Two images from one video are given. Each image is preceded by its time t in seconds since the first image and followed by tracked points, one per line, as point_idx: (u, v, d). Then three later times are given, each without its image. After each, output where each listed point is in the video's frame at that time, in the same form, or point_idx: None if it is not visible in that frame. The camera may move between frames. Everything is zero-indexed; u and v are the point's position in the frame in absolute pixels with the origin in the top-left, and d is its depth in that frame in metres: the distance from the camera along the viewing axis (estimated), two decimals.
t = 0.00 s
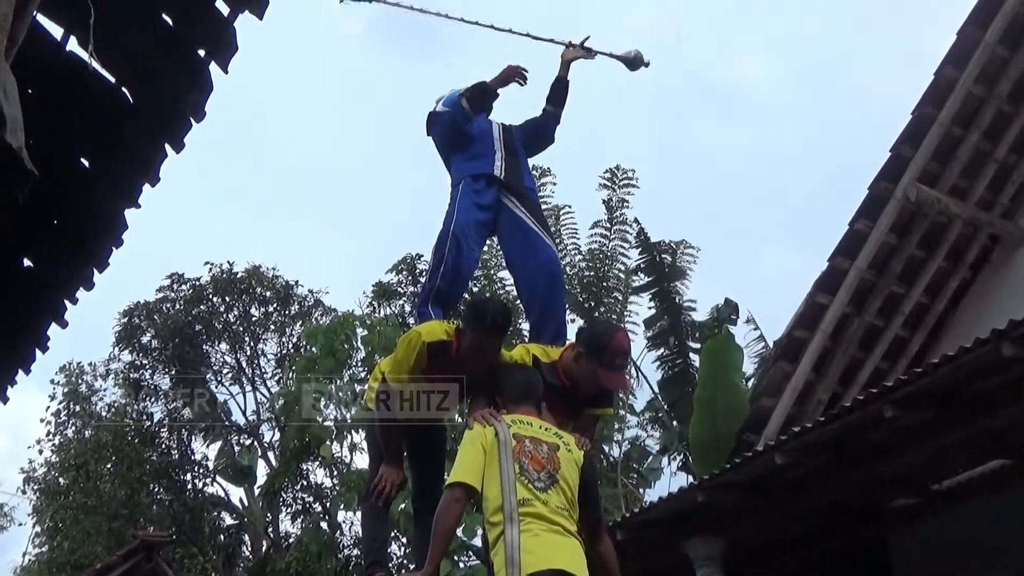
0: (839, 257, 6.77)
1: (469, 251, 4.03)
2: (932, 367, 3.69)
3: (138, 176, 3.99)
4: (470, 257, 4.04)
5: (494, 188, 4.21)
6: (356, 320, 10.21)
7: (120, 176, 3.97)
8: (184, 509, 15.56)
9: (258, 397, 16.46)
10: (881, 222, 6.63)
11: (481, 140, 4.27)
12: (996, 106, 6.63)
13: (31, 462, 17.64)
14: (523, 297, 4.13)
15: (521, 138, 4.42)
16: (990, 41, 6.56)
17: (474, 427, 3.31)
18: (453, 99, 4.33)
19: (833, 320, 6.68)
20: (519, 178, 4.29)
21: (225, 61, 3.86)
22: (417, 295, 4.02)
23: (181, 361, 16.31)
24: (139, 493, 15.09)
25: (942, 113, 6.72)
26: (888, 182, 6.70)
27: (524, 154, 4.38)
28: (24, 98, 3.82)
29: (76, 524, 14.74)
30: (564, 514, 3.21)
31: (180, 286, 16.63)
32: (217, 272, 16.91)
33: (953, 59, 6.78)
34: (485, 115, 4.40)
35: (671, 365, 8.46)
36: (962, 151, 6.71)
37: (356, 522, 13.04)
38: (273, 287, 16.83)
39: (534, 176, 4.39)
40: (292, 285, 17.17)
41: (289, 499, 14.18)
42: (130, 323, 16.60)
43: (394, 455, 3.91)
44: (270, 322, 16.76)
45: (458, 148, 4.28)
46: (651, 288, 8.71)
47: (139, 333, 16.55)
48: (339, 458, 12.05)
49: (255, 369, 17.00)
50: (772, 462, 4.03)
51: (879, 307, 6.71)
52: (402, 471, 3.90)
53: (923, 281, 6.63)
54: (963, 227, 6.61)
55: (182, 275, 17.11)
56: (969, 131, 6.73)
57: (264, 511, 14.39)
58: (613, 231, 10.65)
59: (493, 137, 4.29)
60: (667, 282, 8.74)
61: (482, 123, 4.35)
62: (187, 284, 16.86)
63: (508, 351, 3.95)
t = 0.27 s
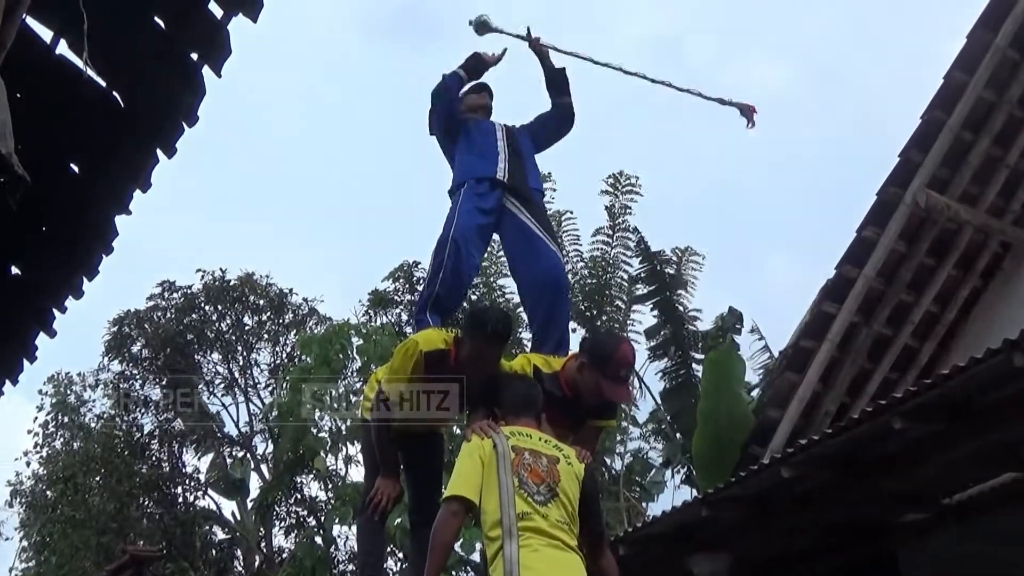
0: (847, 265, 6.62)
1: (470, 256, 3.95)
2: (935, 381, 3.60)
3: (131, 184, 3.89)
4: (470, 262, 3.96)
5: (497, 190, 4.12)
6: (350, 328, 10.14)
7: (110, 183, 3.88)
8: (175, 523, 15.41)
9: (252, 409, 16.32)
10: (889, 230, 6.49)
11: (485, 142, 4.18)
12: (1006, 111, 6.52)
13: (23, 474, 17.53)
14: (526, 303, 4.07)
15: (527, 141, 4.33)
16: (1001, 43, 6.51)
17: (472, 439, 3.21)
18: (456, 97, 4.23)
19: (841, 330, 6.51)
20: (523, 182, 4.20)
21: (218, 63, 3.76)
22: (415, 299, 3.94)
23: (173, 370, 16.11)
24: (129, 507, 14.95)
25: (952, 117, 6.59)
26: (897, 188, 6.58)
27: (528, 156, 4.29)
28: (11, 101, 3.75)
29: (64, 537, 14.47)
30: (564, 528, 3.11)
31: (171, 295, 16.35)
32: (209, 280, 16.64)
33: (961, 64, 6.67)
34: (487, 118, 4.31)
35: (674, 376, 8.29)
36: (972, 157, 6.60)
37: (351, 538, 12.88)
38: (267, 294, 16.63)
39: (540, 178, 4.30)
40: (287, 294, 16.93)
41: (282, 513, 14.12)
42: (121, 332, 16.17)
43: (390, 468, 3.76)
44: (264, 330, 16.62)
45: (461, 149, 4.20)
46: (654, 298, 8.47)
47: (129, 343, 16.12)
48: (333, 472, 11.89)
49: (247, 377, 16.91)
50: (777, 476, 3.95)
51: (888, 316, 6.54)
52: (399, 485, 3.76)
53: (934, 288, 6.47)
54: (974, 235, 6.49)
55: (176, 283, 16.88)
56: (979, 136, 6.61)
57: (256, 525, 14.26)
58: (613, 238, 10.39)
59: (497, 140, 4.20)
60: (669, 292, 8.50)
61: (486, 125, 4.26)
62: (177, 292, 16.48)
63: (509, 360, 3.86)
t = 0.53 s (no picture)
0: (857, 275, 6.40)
1: (473, 266, 3.88)
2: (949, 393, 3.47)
3: (120, 191, 3.77)
4: (473, 271, 3.89)
5: (501, 196, 4.03)
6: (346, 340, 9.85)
7: (98, 190, 3.76)
8: (164, 540, 15.27)
9: (244, 421, 16.10)
10: (899, 239, 6.21)
11: (492, 147, 4.10)
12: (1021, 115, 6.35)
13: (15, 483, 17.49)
14: (530, 312, 4.02)
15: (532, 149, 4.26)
16: (1014, 46, 6.11)
17: (471, 453, 3.09)
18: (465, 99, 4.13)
19: (850, 341, 6.31)
20: (527, 189, 4.12)
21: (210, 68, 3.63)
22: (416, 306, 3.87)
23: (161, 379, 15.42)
24: (117, 524, 14.87)
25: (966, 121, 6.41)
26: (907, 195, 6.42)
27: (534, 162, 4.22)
28: None
29: (50, 554, 14.63)
30: (565, 546, 3.00)
31: (160, 302, 15.82)
32: (201, 288, 16.07)
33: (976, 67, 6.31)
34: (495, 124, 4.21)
35: (677, 388, 8.09)
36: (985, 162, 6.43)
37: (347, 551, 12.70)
38: (259, 304, 15.98)
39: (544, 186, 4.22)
40: (281, 302, 16.29)
41: (273, 530, 14.03)
42: (108, 342, 15.67)
43: (387, 481, 3.65)
44: (255, 342, 15.95)
45: (467, 154, 4.10)
46: (657, 309, 8.21)
47: (116, 353, 15.63)
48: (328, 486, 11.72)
49: (240, 390, 16.27)
50: (786, 492, 3.83)
51: (899, 326, 6.29)
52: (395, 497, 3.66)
53: (944, 300, 6.16)
54: (988, 244, 6.12)
55: (166, 291, 16.34)
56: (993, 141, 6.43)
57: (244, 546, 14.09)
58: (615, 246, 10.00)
59: (503, 145, 4.12)
60: (672, 303, 8.21)
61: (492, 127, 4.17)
62: (167, 300, 16.05)
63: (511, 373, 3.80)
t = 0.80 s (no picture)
0: (867, 284, 6.17)
1: (467, 273, 3.96)
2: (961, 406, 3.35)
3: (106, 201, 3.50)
4: (468, 277, 3.97)
5: (496, 203, 4.12)
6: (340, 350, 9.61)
7: (84, 201, 3.48)
8: (152, 556, 15.10)
9: (234, 434, 15.95)
10: (911, 248, 6.00)
11: (486, 155, 4.18)
12: None
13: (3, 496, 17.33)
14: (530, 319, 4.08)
15: (533, 154, 4.33)
16: None
17: (469, 467, 2.97)
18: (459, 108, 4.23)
19: (859, 352, 6.11)
20: (525, 195, 4.20)
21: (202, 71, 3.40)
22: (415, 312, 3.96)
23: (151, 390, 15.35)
24: (104, 540, 14.69)
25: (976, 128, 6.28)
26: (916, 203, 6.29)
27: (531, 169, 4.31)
28: None
29: (34, 570, 14.14)
30: (565, 564, 2.90)
31: (151, 312, 15.73)
32: (191, 298, 15.94)
33: (987, 70, 6.15)
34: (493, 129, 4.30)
35: (681, 402, 7.78)
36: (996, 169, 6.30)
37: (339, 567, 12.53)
38: (250, 314, 15.83)
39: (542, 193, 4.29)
40: (273, 312, 16.11)
41: (266, 547, 13.78)
42: (96, 352, 15.70)
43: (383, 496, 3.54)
44: (246, 352, 15.79)
45: (462, 161, 4.21)
46: (658, 320, 7.90)
47: (105, 364, 15.64)
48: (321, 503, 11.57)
49: (231, 403, 16.06)
50: (793, 509, 3.72)
51: (909, 337, 6.09)
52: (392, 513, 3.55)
53: (956, 312, 5.99)
54: (1001, 251, 5.96)
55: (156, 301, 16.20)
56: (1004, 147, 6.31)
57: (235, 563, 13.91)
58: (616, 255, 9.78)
59: (499, 152, 4.20)
60: (676, 314, 7.90)
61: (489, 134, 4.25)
62: (158, 310, 15.93)
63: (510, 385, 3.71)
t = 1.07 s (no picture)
0: (873, 292, 6.00)
1: (466, 279, 3.91)
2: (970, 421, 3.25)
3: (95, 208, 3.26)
4: (468, 286, 3.93)
5: (495, 209, 4.08)
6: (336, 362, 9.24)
7: (73, 207, 3.25)
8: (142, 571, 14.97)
9: (228, 446, 15.80)
10: (920, 256, 5.83)
11: (482, 161, 4.14)
12: None
13: None
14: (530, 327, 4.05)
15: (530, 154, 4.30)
16: None
17: (470, 480, 2.87)
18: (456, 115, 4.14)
19: (868, 363, 5.95)
20: (524, 198, 4.16)
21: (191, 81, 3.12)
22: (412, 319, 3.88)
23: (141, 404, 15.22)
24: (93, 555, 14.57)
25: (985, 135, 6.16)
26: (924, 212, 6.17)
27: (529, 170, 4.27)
28: None
29: None
30: None
31: (142, 322, 15.56)
32: (182, 307, 15.77)
33: (997, 75, 6.00)
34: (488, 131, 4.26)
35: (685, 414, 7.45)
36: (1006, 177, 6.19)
37: None
38: (243, 323, 15.63)
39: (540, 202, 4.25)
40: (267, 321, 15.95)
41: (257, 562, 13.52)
42: (85, 363, 15.55)
43: (379, 508, 3.46)
44: (239, 363, 15.52)
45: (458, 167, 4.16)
46: (662, 329, 7.51)
47: (93, 375, 15.48)
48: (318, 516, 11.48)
49: (223, 415, 15.90)
50: (801, 523, 3.64)
51: (919, 347, 5.94)
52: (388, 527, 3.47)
53: (966, 322, 5.84)
54: (1011, 258, 5.78)
55: (146, 309, 16.06)
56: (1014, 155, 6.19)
57: None
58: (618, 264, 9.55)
59: (495, 155, 4.16)
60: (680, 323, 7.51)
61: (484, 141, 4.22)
62: (149, 319, 15.76)
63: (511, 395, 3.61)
